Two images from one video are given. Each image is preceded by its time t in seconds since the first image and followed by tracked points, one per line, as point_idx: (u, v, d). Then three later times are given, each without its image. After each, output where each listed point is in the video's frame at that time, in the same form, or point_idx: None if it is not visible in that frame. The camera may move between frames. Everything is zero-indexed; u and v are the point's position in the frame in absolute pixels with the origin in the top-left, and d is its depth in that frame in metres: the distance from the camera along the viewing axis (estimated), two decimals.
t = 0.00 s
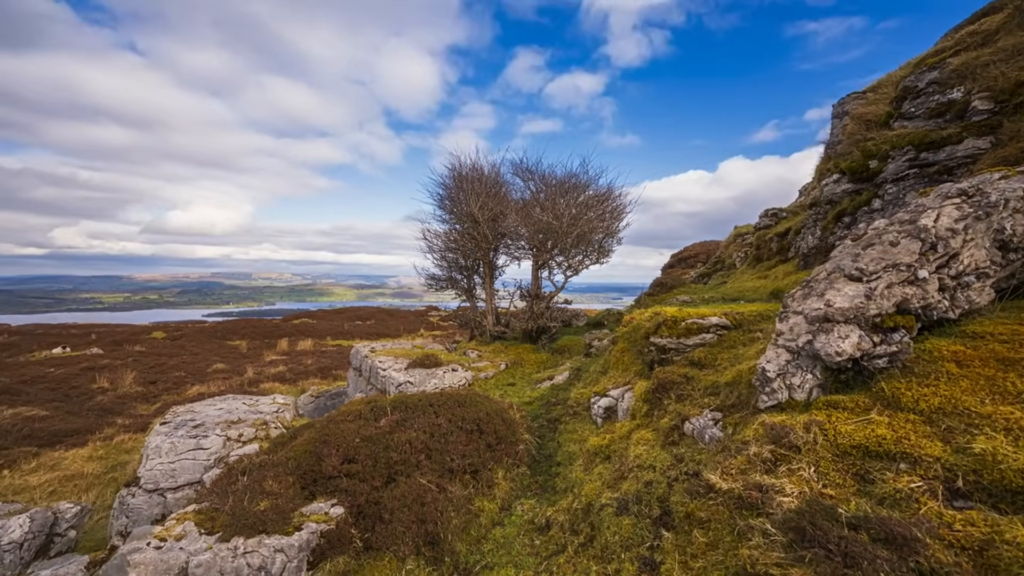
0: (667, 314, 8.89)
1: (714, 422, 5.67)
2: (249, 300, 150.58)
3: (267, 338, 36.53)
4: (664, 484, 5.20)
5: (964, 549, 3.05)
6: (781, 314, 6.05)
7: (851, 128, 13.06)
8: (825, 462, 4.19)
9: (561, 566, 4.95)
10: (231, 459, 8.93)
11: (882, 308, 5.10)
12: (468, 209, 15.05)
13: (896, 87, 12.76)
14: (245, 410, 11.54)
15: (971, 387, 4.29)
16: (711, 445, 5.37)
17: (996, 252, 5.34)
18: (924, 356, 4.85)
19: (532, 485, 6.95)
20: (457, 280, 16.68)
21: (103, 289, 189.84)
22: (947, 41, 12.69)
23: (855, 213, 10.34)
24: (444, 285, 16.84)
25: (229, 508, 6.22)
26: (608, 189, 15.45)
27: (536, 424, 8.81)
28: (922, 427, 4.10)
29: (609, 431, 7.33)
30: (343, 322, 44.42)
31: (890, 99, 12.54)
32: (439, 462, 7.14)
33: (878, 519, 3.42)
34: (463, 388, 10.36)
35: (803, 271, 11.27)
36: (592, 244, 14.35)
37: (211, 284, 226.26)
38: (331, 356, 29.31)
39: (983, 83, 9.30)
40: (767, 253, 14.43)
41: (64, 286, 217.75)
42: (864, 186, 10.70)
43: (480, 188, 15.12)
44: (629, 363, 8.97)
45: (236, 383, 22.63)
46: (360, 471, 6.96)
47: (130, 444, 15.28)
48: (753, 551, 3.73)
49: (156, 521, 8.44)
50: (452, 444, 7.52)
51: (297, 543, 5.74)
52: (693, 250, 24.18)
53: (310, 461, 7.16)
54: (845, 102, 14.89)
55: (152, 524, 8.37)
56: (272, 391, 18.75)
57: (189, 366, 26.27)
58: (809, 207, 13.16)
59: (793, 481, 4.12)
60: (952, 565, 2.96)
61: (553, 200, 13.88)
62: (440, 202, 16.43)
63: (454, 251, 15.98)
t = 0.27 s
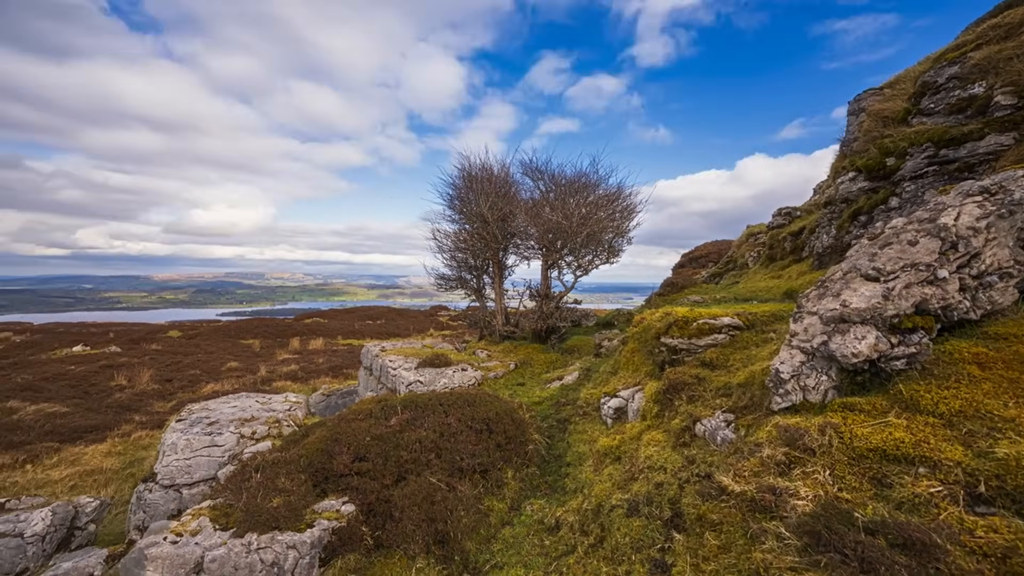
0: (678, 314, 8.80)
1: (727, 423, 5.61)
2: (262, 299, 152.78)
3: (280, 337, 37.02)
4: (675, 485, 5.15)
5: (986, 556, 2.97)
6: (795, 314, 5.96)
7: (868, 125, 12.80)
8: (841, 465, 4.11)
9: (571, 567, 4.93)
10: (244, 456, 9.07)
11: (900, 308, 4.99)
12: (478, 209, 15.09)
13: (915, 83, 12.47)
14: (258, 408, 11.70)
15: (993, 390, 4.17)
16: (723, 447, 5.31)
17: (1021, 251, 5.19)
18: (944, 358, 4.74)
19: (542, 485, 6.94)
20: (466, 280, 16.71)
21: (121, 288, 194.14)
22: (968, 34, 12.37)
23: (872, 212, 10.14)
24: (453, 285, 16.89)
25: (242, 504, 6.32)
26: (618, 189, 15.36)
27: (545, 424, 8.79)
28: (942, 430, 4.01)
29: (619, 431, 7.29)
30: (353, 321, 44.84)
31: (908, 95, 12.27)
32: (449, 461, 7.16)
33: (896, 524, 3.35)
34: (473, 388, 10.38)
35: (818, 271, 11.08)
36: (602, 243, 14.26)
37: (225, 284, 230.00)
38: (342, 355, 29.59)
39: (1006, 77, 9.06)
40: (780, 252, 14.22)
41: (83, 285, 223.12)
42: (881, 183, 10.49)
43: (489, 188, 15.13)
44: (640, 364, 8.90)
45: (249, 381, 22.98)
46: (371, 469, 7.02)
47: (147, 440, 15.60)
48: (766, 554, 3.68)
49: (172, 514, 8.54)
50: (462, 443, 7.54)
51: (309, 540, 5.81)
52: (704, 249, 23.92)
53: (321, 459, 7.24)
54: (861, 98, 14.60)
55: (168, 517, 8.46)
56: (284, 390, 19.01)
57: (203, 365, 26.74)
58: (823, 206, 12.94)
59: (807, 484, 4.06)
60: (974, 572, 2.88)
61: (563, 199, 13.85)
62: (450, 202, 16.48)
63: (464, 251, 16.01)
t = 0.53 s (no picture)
0: (689, 314, 8.72)
1: (739, 425, 5.55)
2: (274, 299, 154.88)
3: (292, 336, 37.48)
4: (686, 487, 5.11)
5: (1010, 564, 2.89)
6: (809, 315, 5.87)
7: (885, 122, 12.54)
8: (857, 469, 4.05)
9: (580, 568, 4.92)
10: (257, 453, 9.20)
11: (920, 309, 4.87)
12: (487, 209, 15.12)
13: (935, 78, 12.17)
14: (271, 406, 11.86)
15: (1017, 393, 4.06)
16: (736, 449, 5.24)
17: None
18: (965, 360, 4.62)
19: (551, 485, 6.93)
20: (476, 280, 16.73)
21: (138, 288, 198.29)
22: (990, 28, 12.06)
23: (889, 210, 9.93)
24: (463, 285, 16.93)
25: (256, 501, 6.40)
26: (628, 188, 15.27)
27: (555, 424, 8.76)
28: (963, 434, 3.92)
29: (629, 432, 7.24)
30: (364, 321, 45.23)
31: (927, 91, 12.00)
32: (458, 460, 7.18)
33: (915, 529, 3.28)
34: (482, 387, 10.40)
35: (833, 271, 10.90)
36: (612, 243, 14.17)
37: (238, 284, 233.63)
38: (352, 354, 29.86)
39: None
40: (794, 252, 13.99)
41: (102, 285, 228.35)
42: (898, 181, 10.27)
43: (499, 188, 15.14)
44: (650, 364, 8.81)
45: (262, 379, 23.31)
46: (381, 468, 7.07)
47: (163, 437, 15.91)
48: (780, 558, 3.63)
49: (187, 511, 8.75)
50: (471, 443, 7.55)
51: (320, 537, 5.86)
52: (716, 249, 23.66)
53: (332, 457, 7.31)
54: (878, 94, 14.32)
55: (184, 514, 8.67)
56: (296, 388, 19.23)
57: (218, 363, 27.20)
58: (838, 204, 12.70)
59: (822, 488, 4.00)
60: None
61: (572, 199, 13.80)
62: (459, 202, 16.52)
63: (473, 250, 16.04)
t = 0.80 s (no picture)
0: (701, 314, 8.63)
1: (751, 427, 5.47)
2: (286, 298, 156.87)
3: (303, 335, 37.92)
4: (698, 489, 5.05)
5: None
6: (824, 315, 5.77)
7: (903, 118, 12.28)
8: (873, 472, 3.97)
9: (590, 569, 4.90)
10: (270, 451, 9.33)
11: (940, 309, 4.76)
12: (497, 209, 15.13)
13: (955, 73, 11.90)
14: (283, 405, 12.02)
15: None
16: (748, 451, 5.18)
17: None
18: (986, 361, 4.51)
19: (561, 485, 6.92)
20: (485, 280, 16.75)
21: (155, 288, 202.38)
22: (1014, 21, 11.74)
23: (907, 209, 9.72)
24: (472, 285, 16.97)
25: (269, 497, 6.49)
26: (638, 187, 15.16)
27: (565, 424, 8.73)
28: (984, 438, 3.82)
29: (640, 433, 7.19)
30: (374, 320, 45.58)
31: (947, 86, 11.73)
32: (468, 460, 7.21)
33: (934, 534, 3.21)
34: (492, 387, 10.41)
35: (849, 270, 10.71)
36: (622, 243, 14.08)
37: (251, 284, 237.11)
38: (363, 353, 30.11)
39: None
40: (808, 251, 13.77)
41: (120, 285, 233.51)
42: (916, 179, 10.05)
43: (508, 188, 15.15)
44: (661, 365, 8.74)
45: (274, 378, 23.62)
46: (391, 466, 7.13)
47: (179, 434, 16.21)
48: (794, 562, 3.58)
49: (202, 507, 8.91)
50: (481, 442, 7.57)
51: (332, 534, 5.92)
52: (728, 249, 23.39)
53: (344, 455, 7.38)
54: (895, 90, 14.03)
55: (199, 510, 8.84)
56: (307, 387, 19.46)
57: (231, 362, 27.63)
58: (854, 203, 12.47)
59: (837, 491, 3.93)
60: None
61: (582, 199, 13.75)
62: (469, 202, 16.55)
63: (482, 250, 16.07)
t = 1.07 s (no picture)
0: (712, 315, 8.53)
1: (764, 429, 5.40)
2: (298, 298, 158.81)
3: (315, 334, 38.35)
4: (709, 491, 5.00)
5: None
6: (839, 316, 5.67)
7: (921, 114, 12.01)
8: (891, 476, 3.89)
9: (600, 570, 4.87)
10: (283, 448, 9.45)
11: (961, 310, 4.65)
12: (506, 209, 15.14)
13: (975, 68, 11.61)
14: (295, 403, 12.16)
15: None
16: (761, 453, 5.12)
17: None
18: (1009, 364, 4.39)
19: (570, 486, 6.90)
20: (494, 279, 16.77)
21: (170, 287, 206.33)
22: None
23: (925, 207, 9.51)
24: (481, 285, 16.99)
25: (281, 494, 6.56)
26: (649, 186, 15.04)
27: (574, 424, 8.70)
28: (1007, 442, 3.72)
29: (650, 434, 7.14)
30: (384, 320, 45.90)
31: (967, 81, 11.45)
32: (477, 459, 7.22)
33: (955, 540, 3.13)
34: (501, 387, 10.42)
35: (865, 270, 10.51)
36: (632, 242, 13.98)
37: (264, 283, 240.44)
38: (373, 353, 30.35)
39: None
40: (823, 251, 13.54)
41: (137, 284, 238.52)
42: (935, 177, 9.83)
43: (518, 188, 15.14)
44: (672, 365, 8.66)
45: (286, 377, 23.92)
46: (402, 465, 7.18)
47: (194, 431, 16.50)
48: (808, 567, 3.52)
49: (217, 503, 9.07)
50: (490, 442, 7.58)
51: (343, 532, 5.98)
52: (740, 248, 23.11)
53: (354, 453, 7.44)
54: (913, 86, 13.73)
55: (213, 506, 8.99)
56: (319, 386, 19.67)
57: (244, 360, 28.06)
58: (871, 201, 12.24)
59: (853, 495, 3.87)
60: None
61: (592, 198, 13.69)
62: (478, 202, 16.58)
63: (492, 250, 16.08)
